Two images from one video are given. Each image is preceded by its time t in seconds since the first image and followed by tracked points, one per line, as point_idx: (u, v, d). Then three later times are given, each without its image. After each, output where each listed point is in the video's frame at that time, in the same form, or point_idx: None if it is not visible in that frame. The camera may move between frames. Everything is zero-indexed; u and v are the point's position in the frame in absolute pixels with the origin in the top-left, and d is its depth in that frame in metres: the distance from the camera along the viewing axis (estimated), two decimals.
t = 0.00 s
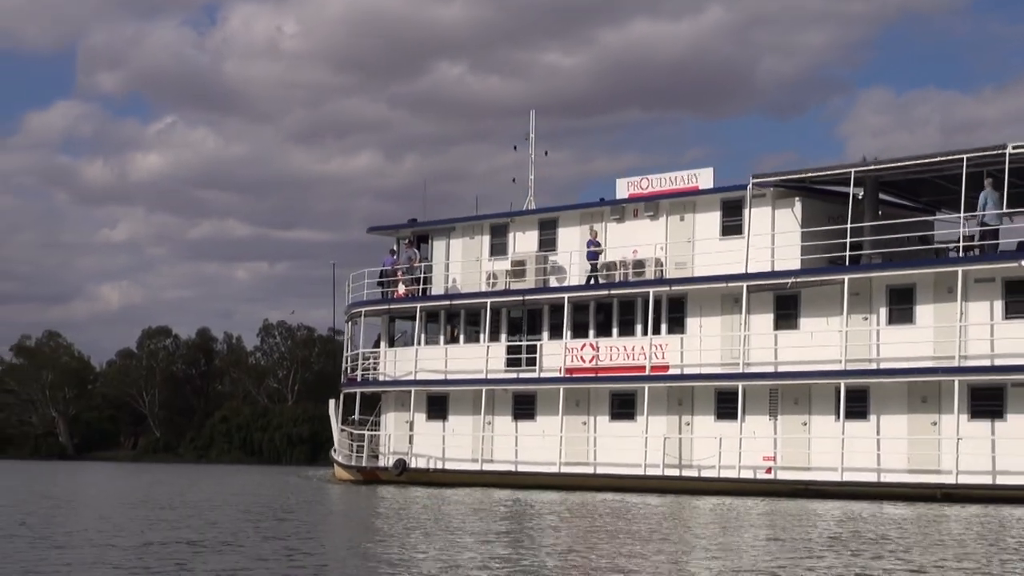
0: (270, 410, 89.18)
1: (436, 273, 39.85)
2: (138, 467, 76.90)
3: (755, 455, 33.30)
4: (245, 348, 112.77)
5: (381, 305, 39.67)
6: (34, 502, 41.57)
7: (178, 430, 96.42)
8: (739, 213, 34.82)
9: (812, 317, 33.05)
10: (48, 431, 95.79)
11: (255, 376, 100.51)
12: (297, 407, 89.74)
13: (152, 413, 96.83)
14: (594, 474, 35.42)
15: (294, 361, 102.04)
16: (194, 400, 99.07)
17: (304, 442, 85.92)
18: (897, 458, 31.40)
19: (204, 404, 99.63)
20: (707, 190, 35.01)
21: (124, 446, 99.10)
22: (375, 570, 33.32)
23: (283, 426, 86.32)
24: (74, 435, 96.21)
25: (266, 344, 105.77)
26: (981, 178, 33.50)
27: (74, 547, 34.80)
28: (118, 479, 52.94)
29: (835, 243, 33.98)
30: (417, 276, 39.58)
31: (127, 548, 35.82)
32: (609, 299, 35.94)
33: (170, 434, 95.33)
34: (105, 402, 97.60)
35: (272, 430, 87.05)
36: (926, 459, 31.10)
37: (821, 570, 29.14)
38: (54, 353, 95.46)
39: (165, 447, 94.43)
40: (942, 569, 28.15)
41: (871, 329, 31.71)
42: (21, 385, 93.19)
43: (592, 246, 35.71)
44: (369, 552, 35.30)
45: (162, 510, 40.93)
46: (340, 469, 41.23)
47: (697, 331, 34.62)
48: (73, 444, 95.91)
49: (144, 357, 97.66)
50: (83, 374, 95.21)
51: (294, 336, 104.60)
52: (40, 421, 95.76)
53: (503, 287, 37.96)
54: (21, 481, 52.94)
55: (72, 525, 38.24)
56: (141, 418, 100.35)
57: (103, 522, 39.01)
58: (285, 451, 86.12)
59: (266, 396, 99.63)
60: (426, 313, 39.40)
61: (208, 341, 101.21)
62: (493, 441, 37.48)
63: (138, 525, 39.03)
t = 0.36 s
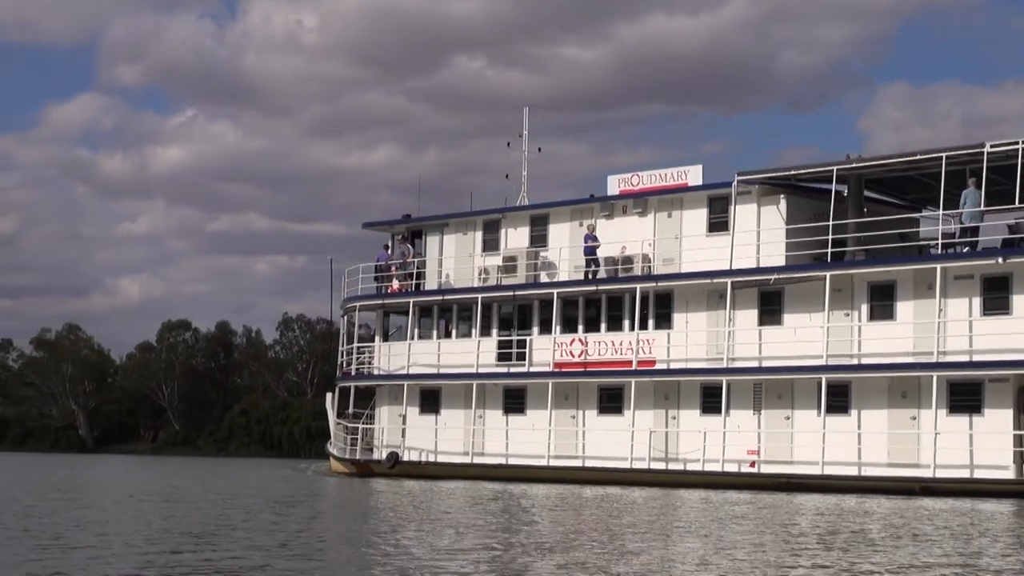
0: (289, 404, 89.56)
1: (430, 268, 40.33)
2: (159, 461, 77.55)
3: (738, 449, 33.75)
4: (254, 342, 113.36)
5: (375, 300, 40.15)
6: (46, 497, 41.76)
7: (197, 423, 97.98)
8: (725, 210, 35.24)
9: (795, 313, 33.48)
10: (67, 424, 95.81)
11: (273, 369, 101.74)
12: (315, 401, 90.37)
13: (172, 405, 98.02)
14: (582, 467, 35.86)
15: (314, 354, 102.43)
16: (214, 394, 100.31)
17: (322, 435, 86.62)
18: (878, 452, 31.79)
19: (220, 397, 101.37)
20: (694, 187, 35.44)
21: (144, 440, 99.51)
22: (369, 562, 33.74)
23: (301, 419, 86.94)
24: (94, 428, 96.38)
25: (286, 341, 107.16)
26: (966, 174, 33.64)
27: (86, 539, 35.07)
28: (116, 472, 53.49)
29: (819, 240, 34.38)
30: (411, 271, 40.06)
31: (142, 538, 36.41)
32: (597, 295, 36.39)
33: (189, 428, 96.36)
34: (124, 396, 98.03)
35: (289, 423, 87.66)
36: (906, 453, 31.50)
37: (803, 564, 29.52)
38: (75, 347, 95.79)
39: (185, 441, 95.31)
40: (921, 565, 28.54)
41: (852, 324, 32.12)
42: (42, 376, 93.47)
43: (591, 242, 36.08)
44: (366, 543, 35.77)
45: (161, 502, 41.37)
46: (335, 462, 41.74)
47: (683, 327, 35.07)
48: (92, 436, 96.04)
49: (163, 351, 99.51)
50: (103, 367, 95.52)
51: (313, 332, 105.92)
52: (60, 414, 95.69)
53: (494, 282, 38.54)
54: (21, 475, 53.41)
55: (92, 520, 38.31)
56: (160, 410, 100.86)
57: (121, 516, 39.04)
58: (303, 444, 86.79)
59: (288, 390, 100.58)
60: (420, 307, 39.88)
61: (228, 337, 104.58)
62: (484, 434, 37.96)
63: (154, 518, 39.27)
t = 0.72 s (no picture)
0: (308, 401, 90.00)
1: (423, 267, 40.78)
2: (181, 458, 78.03)
3: (723, 448, 34.15)
4: (262, 340, 113.90)
5: (370, 298, 40.60)
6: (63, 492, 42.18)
7: (216, 420, 98.27)
8: (712, 211, 35.62)
9: (779, 313, 33.87)
10: (87, 420, 96.32)
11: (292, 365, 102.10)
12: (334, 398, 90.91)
13: (191, 403, 98.34)
14: (571, 465, 36.27)
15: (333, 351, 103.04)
16: (232, 391, 100.92)
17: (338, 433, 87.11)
18: (859, 452, 32.19)
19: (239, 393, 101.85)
20: (682, 189, 35.82)
21: (162, 437, 99.98)
22: (363, 558, 34.16)
23: (319, 417, 87.43)
24: (113, 425, 96.96)
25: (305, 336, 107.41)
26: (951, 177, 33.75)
27: (101, 535, 35.61)
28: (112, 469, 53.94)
29: (804, 242, 34.74)
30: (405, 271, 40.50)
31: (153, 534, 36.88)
32: (587, 295, 36.81)
33: (208, 426, 96.92)
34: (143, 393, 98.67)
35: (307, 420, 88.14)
36: (887, 452, 31.89)
37: (787, 561, 29.87)
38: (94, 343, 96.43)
39: (204, 438, 95.95)
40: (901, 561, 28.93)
41: (835, 325, 32.51)
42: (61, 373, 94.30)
43: (591, 241, 36.44)
44: (364, 539, 36.19)
45: (160, 497, 41.82)
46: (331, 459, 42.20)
47: (670, 326, 35.49)
48: (112, 434, 96.66)
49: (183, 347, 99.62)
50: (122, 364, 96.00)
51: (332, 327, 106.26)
52: (80, 410, 96.25)
53: (487, 281, 39.02)
54: (17, 471, 53.80)
55: (104, 515, 38.78)
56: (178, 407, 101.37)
57: (134, 512, 39.47)
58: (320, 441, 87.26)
59: (306, 385, 99.97)
60: (414, 306, 40.33)
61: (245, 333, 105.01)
62: (476, 432, 38.40)
63: (161, 512, 39.72)
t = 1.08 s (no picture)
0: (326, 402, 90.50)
1: (418, 270, 41.30)
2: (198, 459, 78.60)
3: (708, 449, 34.59)
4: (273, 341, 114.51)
5: (365, 301, 41.13)
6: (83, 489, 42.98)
7: (237, 422, 98.13)
8: (699, 215, 36.09)
9: (764, 316, 34.29)
10: (107, 421, 97.77)
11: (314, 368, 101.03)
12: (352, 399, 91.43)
13: (210, 404, 98.73)
14: (561, 465, 36.74)
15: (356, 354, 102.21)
16: (253, 393, 99.96)
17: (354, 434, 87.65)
18: (842, 453, 32.61)
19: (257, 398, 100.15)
20: (670, 193, 36.30)
21: (185, 438, 100.47)
22: (356, 558, 34.64)
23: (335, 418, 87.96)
24: (132, 425, 98.29)
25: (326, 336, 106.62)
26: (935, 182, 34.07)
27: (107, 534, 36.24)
28: (112, 468, 54.46)
29: (789, 246, 35.19)
30: (400, 273, 41.03)
31: (156, 535, 37.41)
32: (577, 297, 37.29)
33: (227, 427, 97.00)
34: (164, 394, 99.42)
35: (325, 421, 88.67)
36: (869, 453, 32.31)
37: (771, 561, 30.26)
38: (115, 343, 98.07)
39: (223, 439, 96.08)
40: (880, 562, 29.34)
41: (818, 327, 32.95)
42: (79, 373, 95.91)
43: (590, 243, 37.03)
44: (360, 538, 36.64)
45: (161, 497, 42.33)
46: (328, 459, 42.73)
47: (658, 329, 35.98)
48: (131, 435, 98.02)
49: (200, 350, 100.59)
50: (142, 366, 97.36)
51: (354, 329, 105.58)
52: (99, 411, 97.85)
53: (479, 284, 39.35)
54: (18, 471, 54.27)
55: (108, 514, 39.36)
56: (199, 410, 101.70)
57: (147, 510, 40.23)
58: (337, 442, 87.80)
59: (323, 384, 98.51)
60: (408, 308, 40.83)
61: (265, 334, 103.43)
62: (468, 433, 38.89)
63: (165, 512, 40.27)
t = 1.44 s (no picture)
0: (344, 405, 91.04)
1: (415, 274, 41.77)
2: (216, 461, 79.15)
3: (697, 451, 34.99)
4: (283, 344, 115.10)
5: (362, 305, 41.61)
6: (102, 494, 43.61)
7: (258, 424, 98.17)
8: (689, 219, 36.52)
9: (752, 319, 34.73)
10: (127, 424, 98.76)
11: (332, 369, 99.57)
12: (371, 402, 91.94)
13: (231, 406, 99.46)
14: (553, 466, 37.16)
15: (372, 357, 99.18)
16: (273, 396, 98.64)
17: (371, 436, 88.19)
18: (827, 453, 33.01)
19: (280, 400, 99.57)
20: (660, 197, 36.74)
21: (207, 439, 100.71)
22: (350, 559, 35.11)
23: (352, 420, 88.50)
24: (154, 428, 98.91)
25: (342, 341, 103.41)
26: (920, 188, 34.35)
27: (113, 536, 36.74)
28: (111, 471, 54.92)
29: (777, 250, 35.62)
30: (396, 278, 41.52)
31: (162, 536, 37.88)
32: (569, 301, 37.76)
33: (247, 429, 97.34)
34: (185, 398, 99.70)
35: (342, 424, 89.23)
36: (854, 454, 32.69)
37: (758, 563, 30.61)
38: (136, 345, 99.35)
39: (243, 441, 96.46)
40: (860, 563, 29.72)
41: (803, 330, 33.38)
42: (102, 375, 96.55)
43: (587, 246, 37.18)
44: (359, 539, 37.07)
45: (165, 499, 42.83)
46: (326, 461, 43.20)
47: (648, 332, 36.39)
48: (152, 437, 98.31)
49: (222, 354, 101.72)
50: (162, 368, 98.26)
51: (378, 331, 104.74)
52: (120, 414, 98.78)
53: (473, 288, 40.02)
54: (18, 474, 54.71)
55: (113, 517, 39.87)
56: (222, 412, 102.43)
57: (149, 512, 40.78)
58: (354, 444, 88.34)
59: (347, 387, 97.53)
60: (404, 312, 41.33)
61: (287, 338, 102.35)
62: (463, 435, 39.34)
63: (170, 515, 40.72)
